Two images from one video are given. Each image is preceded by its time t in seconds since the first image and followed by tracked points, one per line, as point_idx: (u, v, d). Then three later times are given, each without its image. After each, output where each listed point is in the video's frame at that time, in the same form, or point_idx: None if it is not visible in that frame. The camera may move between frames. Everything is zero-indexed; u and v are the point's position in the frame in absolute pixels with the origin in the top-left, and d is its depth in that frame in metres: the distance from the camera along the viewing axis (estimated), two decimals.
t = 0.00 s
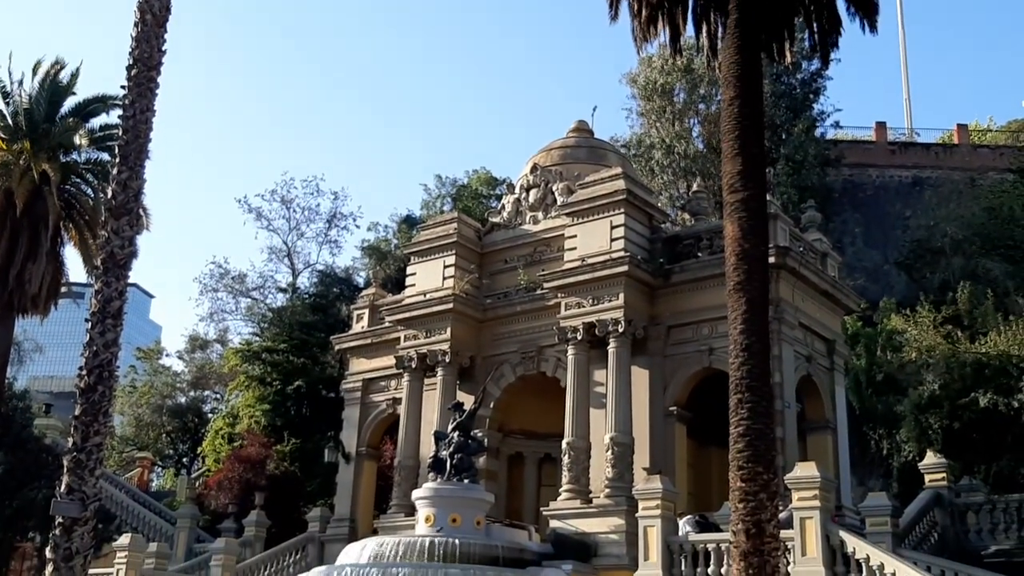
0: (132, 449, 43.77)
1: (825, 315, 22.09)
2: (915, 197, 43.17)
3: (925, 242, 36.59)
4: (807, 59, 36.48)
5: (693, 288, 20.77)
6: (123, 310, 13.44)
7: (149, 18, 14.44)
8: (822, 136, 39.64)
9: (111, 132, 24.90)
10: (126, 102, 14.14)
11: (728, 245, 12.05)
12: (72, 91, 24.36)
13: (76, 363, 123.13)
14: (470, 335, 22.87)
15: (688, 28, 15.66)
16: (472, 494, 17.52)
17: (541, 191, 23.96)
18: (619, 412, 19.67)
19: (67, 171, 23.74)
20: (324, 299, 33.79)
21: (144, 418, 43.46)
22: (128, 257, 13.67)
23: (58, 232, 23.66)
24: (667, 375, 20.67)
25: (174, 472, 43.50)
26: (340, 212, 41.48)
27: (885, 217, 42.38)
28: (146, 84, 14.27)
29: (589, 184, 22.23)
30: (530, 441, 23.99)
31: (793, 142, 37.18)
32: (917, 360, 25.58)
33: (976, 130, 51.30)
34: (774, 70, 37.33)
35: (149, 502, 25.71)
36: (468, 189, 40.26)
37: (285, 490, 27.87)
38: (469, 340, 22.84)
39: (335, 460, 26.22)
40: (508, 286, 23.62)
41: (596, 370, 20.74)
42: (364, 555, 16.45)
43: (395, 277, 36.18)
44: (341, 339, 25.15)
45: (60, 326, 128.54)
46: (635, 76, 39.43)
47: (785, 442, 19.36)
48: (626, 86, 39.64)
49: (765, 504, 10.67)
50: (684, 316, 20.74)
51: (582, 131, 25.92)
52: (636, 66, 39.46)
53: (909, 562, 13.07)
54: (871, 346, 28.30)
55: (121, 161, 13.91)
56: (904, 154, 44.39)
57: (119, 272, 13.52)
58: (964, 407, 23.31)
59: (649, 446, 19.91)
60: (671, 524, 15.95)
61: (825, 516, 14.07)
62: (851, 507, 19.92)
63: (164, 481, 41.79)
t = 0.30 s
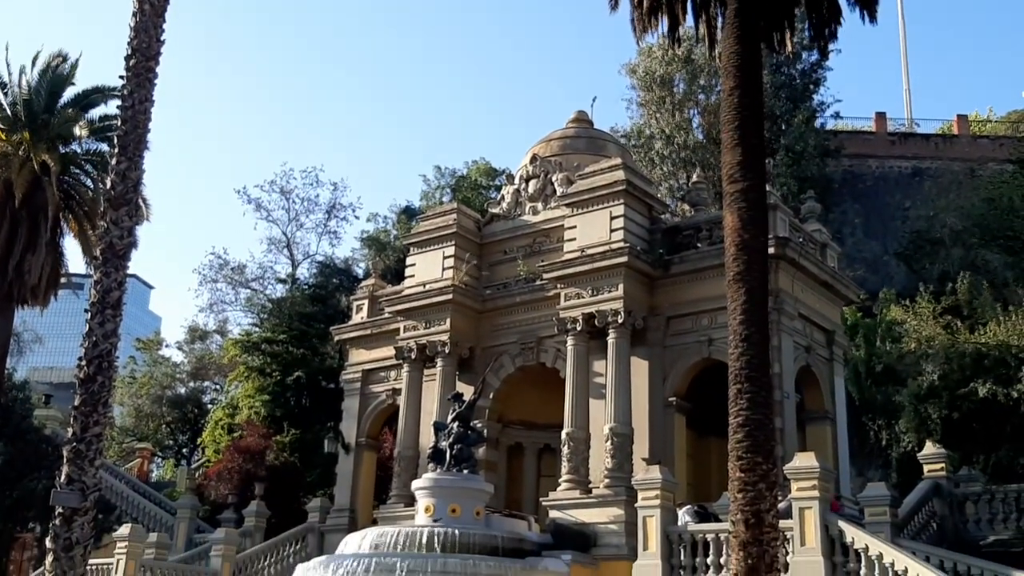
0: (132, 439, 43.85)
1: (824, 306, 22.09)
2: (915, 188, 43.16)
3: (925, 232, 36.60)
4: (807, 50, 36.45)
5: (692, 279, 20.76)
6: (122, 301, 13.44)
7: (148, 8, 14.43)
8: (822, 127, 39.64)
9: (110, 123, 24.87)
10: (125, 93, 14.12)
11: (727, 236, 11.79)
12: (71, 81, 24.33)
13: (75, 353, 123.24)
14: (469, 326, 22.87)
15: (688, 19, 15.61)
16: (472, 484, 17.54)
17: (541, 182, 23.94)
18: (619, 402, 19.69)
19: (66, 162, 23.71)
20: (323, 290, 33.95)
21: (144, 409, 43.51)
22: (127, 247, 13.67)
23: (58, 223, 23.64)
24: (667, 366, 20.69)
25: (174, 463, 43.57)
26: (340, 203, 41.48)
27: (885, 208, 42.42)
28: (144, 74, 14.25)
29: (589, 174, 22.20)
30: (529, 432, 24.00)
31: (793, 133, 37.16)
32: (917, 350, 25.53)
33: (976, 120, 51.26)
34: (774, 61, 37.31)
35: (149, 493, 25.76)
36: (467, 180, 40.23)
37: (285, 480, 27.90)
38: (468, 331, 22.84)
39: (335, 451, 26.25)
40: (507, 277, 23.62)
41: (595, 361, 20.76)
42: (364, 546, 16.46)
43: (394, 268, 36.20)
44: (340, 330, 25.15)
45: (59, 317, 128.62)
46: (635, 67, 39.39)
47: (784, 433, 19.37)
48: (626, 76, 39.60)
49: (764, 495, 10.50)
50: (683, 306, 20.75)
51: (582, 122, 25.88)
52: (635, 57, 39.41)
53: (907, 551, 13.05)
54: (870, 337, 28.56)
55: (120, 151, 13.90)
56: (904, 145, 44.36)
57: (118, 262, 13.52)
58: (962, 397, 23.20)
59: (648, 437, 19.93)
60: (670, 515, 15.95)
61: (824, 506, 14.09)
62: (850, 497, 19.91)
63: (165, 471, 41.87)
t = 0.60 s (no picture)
0: (132, 429, 43.93)
1: (824, 296, 22.10)
2: (915, 176, 43.14)
3: (925, 222, 36.58)
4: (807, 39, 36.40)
5: (691, 268, 20.76)
6: (121, 290, 13.42)
7: None
8: (822, 115, 39.63)
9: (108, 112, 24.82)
10: (124, 81, 14.09)
11: (727, 224, 11.49)
12: (70, 70, 24.28)
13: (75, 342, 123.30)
14: (469, 315, 22.88)
15: (687, 7, 15.53)
16: (472, 473, 17.56)
17: (540, 171, 23.91)
18: (618, 391, 19.70)
19: (65, 151, 23.68)
20: (323, 280, 34.00)
21: (144, 399, 43.57)
22: (126, 236, 13.65)
23: (57, 213, 23.61)
24: (666, 356, 20.70)
25: (174, 451, 43.65)
26: (339, 192, 41.43)
27: (885, 197, 42.43)
28: (142, 63, 14.21)
29: (588, 163, 22.16)
30: (529, 421, 24.04)
31: (793, 122, 37.12)
32: (916, 339, 25.60)
33: (977, 109, 51.20)
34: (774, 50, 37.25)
35: (149, 482, 25.80)
36: (467, 169, 40.18)
37: (285, 469, 27.94)
38: (467, 320, 22.85)
39: (335, 440, 26.30)
40: (506, 266, 23.62)
41: (595, 350, 20.77)
42: (363, 534, 16.48)
43: (394, 257, 36.19)
44: (339, 319, 25.15)
45: (59, 307, 128.65)
46: (634, 55, 39.33)
47: (783, 421, 19.37)
48: (625, 65, 39.53)
49: (764, 483, 10.30)
50: (683, 296, 20.75)
51: (581, 111, 25.82)
52: (635, 45, 39.33)
53: (905, 539, 13.08)
54: (870, 327, 28.72)
55: (118, 140, 13.87)
56: (904, 134, 44.33)
57: (117, 252, 13.51)
58: (962, 386, 23.14)
59: (648, 425, 19.93)
60: (669, 503, 15.96)
61: (823, 495, 14.09)
62: (848, 486, 19.89)
63: (165, 460, 41.91)
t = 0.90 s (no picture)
0: (132, 417, 43.97)
1: (824, 283, 22.10)
2: (914, 164, 43.11)
3: (925, 210, 36.57)
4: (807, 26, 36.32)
5: (691, 256, 20.75)
6: (120, 278, 13.41)
7: None
8: (822, 103, 39.59)
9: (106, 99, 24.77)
10: (122, 68, 14.05)
11: (726, 212, 11.33)
12: (68, 58, 24.24)
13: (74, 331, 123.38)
14: (469, 303, 22.88)
15: None
16: (471, 460, 17.57)
17: (540, 158, 23.86)
18: (618, 378, 19.71)
19: (63, 139, 23.64)
20: (322, 268, 34.08)
21: (144, 386, 43.61)
22: (125, 224, 13.63)
23: (56, 200, 23.59)
24: (665, 343, 20.71)
25: (174, 439, 43.70)
26: (339, 180, 41.38)
27: (886, 184, 42.43)
28: (141, 50, 14.19)
29: (588, 151, 22.12)
30: (529, 409, 24.05)
31: (793, 109, 37.05)
32: (916, 327, 25.44)
33: (977, 96, 51.11)
34: (774, 37, 37.16)
35: (149, 470, 25.84)
36: (466, 157, 40.11)
37: (285, 456, 27.98)
38: (467, 308, 22.85)
39: (335, 427, 26.33)
40: (506, 254, 23.61)
41: (594, 338, 20.77)
42: (363, 521, 16.52)
43: (393, 246, 36.19)
44: (338, 307, 25.16)
45: (58, 295, 128.65)
46: (635, 42, 39.25)
47: (782, 409, 19.37)
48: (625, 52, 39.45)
49: (763, 471, 10.24)
50: (682, 283, 20.74)
51: (580, 98, 25.75)
52: (635, 32, 39.24)
53: (904, 526, 13.10)
54: (870, 315, 28.79)
55: (117, 128, 13.85)
56: (904, 121, 44.29)
57: (116, 239, 13.49)
58: (961, 372, 23.11)
59: (647, 413, 19.94)
60: (668, 490, 15.98)
61: (823, 482, 14.12)
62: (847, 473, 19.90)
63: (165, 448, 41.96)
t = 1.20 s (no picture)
0: (132, 406, 44.03)
1: (824, 272, 22.08)
2: (915, 152, 43.11)
3: (925, 198, 36.57)
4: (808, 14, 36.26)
5: (691, 245, 20.73)
6: (120, 268, 13.40)
7: None
8: (823, 91, 39.54)
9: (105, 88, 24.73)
10: (121, 58, 14.02)
11: (726, 200, 11.16)
12: (66, 47, 24.19)
13: (75, 321, 123.49)
14: (469, 292, 22.88)
15: None
16: (471, 449, 17.61)
17: (540, 147, 23.83)
18: (618, 367, 19.73)
19: (62, 128, 23.61)
20: (322, 257, 34.42)
21: (144, 375, 43.66)
22: (125, 213, 13.62)
23: (55, 190, 23.55)
24: (665, 332, 20.71)
25: (174, 428, 43.78)
26: (338, 170, 41.40)
27: (886, 173, 42.43)
28: (140, 38, 14.16)
29: (588, 139, 22.07)
30: (529, 398, 24.07)
31: (794, 97, 36.98)
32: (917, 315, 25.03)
33: (977, 84, 51.11)
34: (774, 25, 37.08)
35: (149, 459, 25.89)
36: (466, 146, 40.06)
37: (285, 445, 28.01)
38: (467, 298, 22.85)
39: (335, 417, 26.36)
40: (506, 243, 23.60)
41: (594, 327, 20.78)
42: (364, 510, 16.56)
43: (394, 235, 36.19)
44: (338, 297, 25.17)
45: (58, 285, 128.77)
46: (635, 30, 39.18)
47: (782, 397, 19.37)
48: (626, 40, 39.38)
49: (763, 459, 10.12)
50: (683, 272, 20.74)
51: (580, 87, 25.69)
52: (636, 20, 39.16)
53: (904, 514, 13.12)
54: (870, 303, 28.86)
55: (116, 117, 13.83)
56: (904, 109, 44.25)
57: (116, 229, 13.48)
58: (961, 361, 23.01)
59: (647, 402, 19.96)
60: (668, 478, 16.02)
61: (822, 470, 14.12)
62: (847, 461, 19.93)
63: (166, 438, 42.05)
